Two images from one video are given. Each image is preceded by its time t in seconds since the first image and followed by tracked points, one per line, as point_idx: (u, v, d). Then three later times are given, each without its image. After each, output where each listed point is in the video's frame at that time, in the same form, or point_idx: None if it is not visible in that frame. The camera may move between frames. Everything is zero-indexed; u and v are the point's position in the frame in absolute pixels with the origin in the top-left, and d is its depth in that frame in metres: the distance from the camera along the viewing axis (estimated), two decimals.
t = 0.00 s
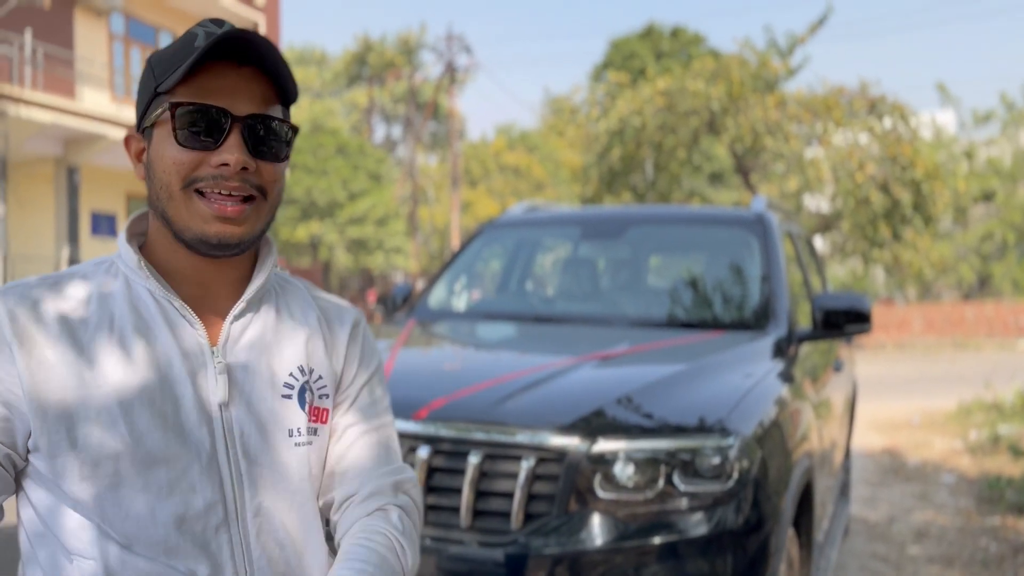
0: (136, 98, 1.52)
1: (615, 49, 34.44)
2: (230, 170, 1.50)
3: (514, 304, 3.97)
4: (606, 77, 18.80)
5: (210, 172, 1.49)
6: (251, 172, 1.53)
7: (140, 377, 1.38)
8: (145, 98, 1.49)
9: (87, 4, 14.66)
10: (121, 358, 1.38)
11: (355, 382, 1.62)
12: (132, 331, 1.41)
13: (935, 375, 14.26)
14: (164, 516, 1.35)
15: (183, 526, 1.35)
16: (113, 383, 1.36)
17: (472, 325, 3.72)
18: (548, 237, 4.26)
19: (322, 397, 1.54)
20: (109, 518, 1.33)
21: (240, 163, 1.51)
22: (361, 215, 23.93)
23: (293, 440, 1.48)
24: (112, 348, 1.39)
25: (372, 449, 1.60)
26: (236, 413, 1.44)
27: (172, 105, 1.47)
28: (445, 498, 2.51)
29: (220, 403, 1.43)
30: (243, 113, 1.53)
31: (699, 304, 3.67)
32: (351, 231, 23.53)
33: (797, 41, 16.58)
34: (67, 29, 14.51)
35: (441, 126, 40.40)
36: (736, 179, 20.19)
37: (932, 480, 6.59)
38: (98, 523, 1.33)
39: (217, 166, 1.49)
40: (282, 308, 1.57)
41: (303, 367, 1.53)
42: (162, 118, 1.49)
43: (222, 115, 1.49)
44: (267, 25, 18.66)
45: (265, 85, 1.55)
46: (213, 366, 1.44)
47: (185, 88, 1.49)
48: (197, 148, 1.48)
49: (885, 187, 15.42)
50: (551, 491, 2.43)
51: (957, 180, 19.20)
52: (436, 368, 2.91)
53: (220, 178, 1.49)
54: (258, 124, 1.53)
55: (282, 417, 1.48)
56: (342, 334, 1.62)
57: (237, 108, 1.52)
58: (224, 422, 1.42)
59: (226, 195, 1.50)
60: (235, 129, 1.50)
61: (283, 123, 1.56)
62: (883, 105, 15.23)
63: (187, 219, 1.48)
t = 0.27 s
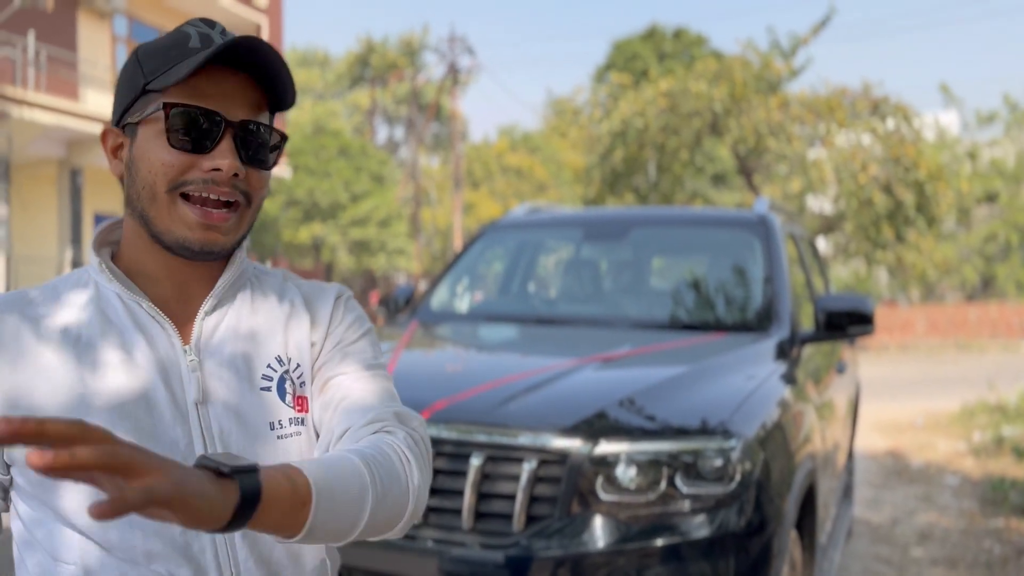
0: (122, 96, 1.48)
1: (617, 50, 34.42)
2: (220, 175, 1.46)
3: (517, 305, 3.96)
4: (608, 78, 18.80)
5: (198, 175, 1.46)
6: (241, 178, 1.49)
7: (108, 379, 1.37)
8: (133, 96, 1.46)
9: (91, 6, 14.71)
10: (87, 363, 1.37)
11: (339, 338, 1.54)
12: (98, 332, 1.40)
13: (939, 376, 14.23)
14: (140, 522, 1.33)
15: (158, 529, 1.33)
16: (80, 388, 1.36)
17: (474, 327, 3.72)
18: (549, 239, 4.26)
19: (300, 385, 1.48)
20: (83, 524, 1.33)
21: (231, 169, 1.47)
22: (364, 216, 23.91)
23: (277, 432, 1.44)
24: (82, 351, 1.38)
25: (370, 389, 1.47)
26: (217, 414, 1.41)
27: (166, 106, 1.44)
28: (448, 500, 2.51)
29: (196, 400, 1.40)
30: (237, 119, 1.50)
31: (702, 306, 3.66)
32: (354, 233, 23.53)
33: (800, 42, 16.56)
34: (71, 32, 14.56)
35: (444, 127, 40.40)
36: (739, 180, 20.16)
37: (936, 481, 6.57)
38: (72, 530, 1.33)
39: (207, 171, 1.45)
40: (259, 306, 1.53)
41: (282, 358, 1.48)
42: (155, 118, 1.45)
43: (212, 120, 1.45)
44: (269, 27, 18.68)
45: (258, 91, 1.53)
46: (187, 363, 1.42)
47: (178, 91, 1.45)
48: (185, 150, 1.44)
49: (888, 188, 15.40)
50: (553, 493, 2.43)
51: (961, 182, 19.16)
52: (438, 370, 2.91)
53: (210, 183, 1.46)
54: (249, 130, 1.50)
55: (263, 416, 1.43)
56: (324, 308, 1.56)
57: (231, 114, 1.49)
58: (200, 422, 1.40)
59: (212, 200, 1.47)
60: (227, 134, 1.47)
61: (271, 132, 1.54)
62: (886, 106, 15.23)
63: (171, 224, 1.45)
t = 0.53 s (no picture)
0: (134, 105, 1.43)
1: (619, 51, 34.42)
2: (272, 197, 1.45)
3: (519, 306, 3.96)
4: (610, 80, 18.78)
5: (250, 201, 1.52)
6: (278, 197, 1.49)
7: (97, 394, 1.39)
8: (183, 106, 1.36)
9: (93, 7, 14.74)
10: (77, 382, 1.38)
11: (312, 350, 1.65)
12: (83, 349, 1.41)
13: (942, 378, 14.21)
14: (148, 532, 1.36)
15: (169, 537, 1.37)
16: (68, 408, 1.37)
17: (476, 329, 3.72)
18: (551, 241, 4.26)
19: (284, 391, 1.57)
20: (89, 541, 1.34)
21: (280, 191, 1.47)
22: (366, 217, 23.89)
23: (266, 435, 1.51)
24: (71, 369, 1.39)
25: (351, 419, 1.66)
26: (215, 420, 1.45)
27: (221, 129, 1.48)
28: (450, 501, 2.51)
29: (189, 407, 1.43)
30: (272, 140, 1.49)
31: (704, 307, 3.66)
32: (356, 234, 23.52)
33: (802, 43, 16.55)
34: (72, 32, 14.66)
35: (446, 128, 40.39)
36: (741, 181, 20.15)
37: (938, 483, 6.57)
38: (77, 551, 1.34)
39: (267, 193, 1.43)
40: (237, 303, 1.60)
41: (265, 363, 1.56)
42: (212, 138, 1.47)
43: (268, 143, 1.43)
44: (271, 28, 18.70)
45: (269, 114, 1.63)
46: (175, 369, 1.45)
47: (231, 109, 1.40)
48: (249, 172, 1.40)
49: (890, 189, 15.38)
50: (555, 495, 2.42)
51: (963, 183, 19.13)
52: (438, 371, 2.91)
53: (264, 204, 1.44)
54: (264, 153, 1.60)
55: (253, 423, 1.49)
56: (291, 310, 1.67)
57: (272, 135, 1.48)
58: (197, 429, 1.43)
59: (247, 221, 1.53)
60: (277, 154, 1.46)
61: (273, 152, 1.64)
62: (887, 107, 15.20)
63: (218, 247, 1.50)
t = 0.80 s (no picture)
0: (146, 107, 1.31)
1: (620, 53, 34.45)
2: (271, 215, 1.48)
3: (521, 307, 3.96)
4: (611, 80, 18.77)
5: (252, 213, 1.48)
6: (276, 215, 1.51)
7: (96, 410, 1.26)
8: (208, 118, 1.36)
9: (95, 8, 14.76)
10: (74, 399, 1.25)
11: (256, 377, 1.66)
12: (78, 359, 1.27)
13: (944, 379, 14.19)
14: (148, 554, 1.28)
15: (169, 560, 1.30)
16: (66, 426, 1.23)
17: (477, 330, 3.71)
18: (552, 242, 4.27)
19: (239, 407, 1.56)
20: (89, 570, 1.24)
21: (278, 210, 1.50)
22: (368, 218, 23.87)
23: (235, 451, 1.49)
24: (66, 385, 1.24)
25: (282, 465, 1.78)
26: (199, 432, 1.40)
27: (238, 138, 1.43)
28: (450, 502, 2.51)
29: (178, 422, 1.35)
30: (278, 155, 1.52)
31: (705, 308, 3.66)
32: (357, 235, 23.52)
33: (803, 43, 16.54)
34: (75, 29, 14.87)
35: (447, 130, 40.38)
36: (742, 182, 20.16)
37: (940, 484, 6.56)
38: None
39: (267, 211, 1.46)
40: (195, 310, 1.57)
41: (225, 380, 1.53)
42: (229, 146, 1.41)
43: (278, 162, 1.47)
44: (272, 29, 18.68)
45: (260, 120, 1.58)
46: (167, 385, 1.35)
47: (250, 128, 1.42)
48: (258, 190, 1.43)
49: (891, 190, 15.36)
50: (556, 496, 2.42)
51: (964, 184, 19.13)
52: (440, 371, 2.92)
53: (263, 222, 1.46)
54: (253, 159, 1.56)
55: (229, 437, 1.47)
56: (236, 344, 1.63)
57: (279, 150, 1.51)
58: (184, 444, 1.35)
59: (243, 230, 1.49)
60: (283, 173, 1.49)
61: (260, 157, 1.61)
62: (889, 108, 15.16)
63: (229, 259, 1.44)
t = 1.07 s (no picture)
0: (71, 105, 1.34)
1: (620, 53, 34.46)
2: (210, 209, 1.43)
3: (522, 307, 3.96)
4: (612, 81, 18.77)
5: (193, 209, 1.41)
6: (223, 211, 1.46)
7: (123, 409, 1.27)
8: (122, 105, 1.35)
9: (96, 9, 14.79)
10: (104, 397, 1.25)
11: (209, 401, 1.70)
12: (98, 358, 1.28)
13: (945, 380, 14.17)
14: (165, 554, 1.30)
15: (185, 555, 1.34)
16: (99, 425, 1.23)
17: (477, 330, 3.71)
18: (553, 242, 4.26)
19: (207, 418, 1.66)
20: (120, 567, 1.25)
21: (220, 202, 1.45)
22: (369, 219, 23.86)
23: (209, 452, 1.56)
24: (93, 384, 1.25)
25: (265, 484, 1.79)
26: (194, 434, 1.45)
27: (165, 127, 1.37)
28: (451, 502, 2.51)
29: (183, 422, 1.40)
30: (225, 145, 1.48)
31: (705, 308, 3.65)
32: (358, 236, 23.52)
33: (804, 44, 16.54)
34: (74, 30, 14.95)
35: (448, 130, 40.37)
36: (743, 182, 20.16)
37: (941, 484, 6.56)
38: None
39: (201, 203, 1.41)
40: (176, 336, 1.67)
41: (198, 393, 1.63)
42: (147, 134, 1.36)
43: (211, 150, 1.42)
44: (273, 30, 18.68)
45: (245, 116, 1.54)
46: (170, 387, 1.40)
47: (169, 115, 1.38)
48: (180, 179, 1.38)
49: (892, 190, 15.36)
50: (556, 496, 2.42)
51: (965, 184, 19.12)
52: (440, 372, 2.92)
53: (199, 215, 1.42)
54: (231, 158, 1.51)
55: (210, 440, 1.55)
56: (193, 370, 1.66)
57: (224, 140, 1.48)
58: (188, 444, 1.39)
59: (196, 231, 1.42)
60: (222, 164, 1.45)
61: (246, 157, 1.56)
62: (890, 108, 15.16)
63: (148, 256, 1.38)
